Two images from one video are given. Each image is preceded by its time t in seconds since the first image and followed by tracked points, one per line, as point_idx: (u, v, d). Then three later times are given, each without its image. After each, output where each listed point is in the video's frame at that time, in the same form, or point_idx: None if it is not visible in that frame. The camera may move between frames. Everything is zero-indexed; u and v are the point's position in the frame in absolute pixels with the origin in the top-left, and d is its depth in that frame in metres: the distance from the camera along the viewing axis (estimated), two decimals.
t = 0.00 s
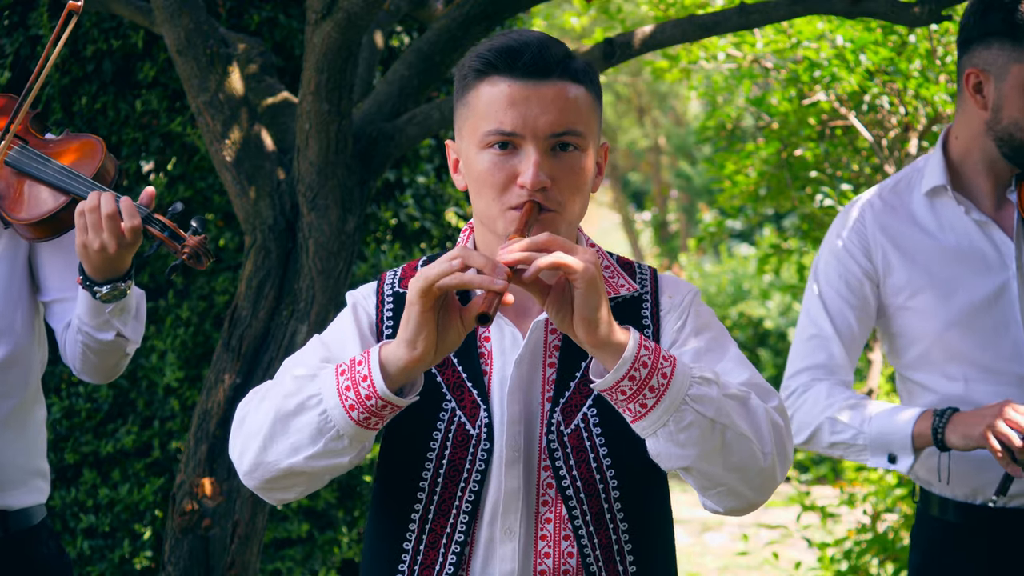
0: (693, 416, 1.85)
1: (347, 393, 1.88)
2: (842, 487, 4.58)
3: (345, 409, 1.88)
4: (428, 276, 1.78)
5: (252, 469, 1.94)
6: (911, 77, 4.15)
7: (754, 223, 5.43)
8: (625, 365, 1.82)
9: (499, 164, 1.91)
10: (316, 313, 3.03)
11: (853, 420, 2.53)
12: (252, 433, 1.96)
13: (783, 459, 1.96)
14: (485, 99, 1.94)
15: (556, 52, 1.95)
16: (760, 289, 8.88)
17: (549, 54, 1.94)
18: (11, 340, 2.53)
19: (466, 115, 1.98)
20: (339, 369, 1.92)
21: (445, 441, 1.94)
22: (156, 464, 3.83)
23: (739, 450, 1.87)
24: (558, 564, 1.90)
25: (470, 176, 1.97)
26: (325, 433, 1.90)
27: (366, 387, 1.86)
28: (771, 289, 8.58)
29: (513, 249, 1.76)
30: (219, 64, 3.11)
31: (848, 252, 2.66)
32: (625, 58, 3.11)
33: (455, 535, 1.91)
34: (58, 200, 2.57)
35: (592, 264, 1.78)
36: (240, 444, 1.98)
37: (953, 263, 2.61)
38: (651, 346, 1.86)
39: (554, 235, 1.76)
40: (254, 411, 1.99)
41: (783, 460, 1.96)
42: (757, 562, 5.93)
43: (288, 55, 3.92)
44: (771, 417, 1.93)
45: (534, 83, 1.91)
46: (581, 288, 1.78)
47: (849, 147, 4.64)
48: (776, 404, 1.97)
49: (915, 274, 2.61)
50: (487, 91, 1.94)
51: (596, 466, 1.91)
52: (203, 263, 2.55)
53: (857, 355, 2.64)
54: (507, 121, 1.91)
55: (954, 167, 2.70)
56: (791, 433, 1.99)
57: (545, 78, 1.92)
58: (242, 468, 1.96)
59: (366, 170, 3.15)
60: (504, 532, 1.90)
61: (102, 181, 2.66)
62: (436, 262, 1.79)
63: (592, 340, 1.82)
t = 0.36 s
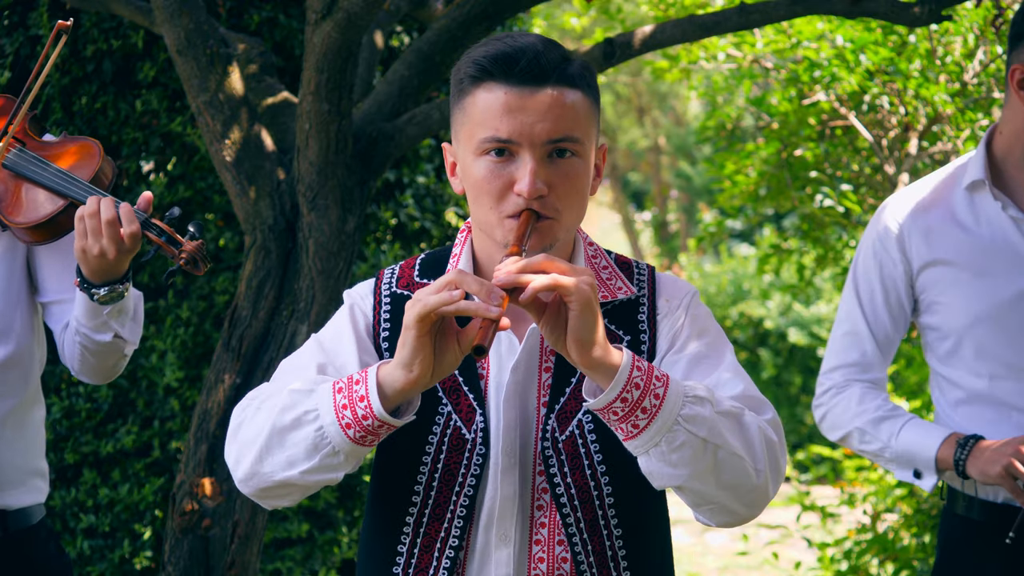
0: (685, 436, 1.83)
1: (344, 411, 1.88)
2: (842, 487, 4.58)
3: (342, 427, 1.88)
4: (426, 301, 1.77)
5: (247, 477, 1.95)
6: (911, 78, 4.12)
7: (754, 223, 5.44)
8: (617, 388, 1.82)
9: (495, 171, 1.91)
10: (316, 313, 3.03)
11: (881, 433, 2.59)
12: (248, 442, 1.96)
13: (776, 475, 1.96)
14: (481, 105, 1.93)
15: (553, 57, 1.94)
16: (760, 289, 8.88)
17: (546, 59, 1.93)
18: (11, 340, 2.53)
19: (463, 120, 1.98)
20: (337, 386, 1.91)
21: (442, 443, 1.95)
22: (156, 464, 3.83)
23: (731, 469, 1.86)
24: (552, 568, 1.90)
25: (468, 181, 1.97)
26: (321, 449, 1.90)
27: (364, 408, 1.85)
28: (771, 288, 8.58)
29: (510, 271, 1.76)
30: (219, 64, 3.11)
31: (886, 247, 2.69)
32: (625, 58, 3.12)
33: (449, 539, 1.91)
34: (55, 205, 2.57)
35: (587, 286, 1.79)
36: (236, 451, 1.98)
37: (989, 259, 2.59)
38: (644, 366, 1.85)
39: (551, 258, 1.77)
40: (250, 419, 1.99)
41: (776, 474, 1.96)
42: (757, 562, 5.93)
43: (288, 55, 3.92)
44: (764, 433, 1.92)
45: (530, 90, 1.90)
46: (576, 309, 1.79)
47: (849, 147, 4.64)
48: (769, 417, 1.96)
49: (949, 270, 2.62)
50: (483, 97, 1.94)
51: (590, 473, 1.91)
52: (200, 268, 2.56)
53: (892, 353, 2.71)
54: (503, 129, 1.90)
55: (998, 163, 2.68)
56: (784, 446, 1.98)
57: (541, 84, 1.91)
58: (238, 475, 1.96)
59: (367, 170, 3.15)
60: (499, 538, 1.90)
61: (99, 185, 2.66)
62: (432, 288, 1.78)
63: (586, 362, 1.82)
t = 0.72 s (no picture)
0: (686, 444, 1.83)
1: (344, 417, 1.87)
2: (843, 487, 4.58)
3: (342, 433, 1.87)
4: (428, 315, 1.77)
5: (249, 485, 1.95)
6: (911, 78, 4.10)
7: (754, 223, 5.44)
8: (619, 396, 1.81)
9: (495, 177, 1.91)
10: (316, 313, 3.03)
11: (919, 430, 2.70)
12: (250, 450, 1.96)
13: (777, 479, 1.95)
14: (475, 112, 1.93)
15: (541, 58, 1.95)
16: (760, 289, 8.88)
17: (535, 61, 1.94)
18: (12, 340, 2.53)
19: (457, 128, 1.98)
20: (336, 392, 1.91)
21: (444, 446, 1.95)
22: (156, 464, 3.83)
23: (732, 476, 1.86)
24: (554, 569, 1.90)
25: (467, 188, 1.96)
26: (322, 455, 1.90)
27: (363, 413, 1.85)
28: (772, 288, 8.59)
29: (511, 279, 1.76)
30: (219, 64, 3.11)
31: (946, 240, 2.76)
32: (625, 58, 3.12)
33: (453, 542, 1.91)
34: (54, 202, 2.58)
35: (587, 296, 1.79)
36: (238, 459, 1.98)
37: None
38: (645, 375, 1.84)
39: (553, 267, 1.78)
40: (252, 427, 1.99)
41: (777, 479, 1.95)
42: (757, 563, 5.93)
43: (288, 55, 3.92)
44: (766, 438, 1.91)
45: (523, 92, 1.91)
46: (576, 319, 1.79)
47: (849, 147, 4.63)
48: (771, 421, 1.94)
49: (1002, 264, 2.66)
50: (477, 103, 1.93)
51: (592, 475, 1.91)
52: (198, 265, 2.58)
53: (947, 346, 2.79)
54: (500, 134, 1.90)
55: None
56: (785, 452, 1.98)
57: (534, 86, 1.91)
58: (239, 483, 1.96)
59: (367, 170, 3.15)
60: (503, 540, 1.90)
61: (97, 183, 2.66)
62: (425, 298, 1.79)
63: (586, 370, 1.82)
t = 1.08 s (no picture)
0: (688, 447, 1.83)
1: (350, 433, 1.87)
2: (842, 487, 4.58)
3: (348, 448, 1.87)
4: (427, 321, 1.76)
5: (257, 497, 1.96)
6: (911, 78, 4.10)
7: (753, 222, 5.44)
8: (620, 400, 1.81)
9: (495, 179, 1.91)
10: (316, 313, 3.03)
11: (937, 439, 2.66)
12: (258, 462, 1.97)
13: (777, 484, 1.95)
14: (475, 115, 1.93)
15: (542, 60, 1.95)
16: (760, 289, 8.88)
17: (535, 63, 1.93)
18: (13, 342, 2.53)
19: (458, 130, 1.98)
20: (341, 408, 1.91)
21: (448, 452, 1.95)
22: (156, 464, 3.83)
23: (734, 479, 1.85)
24: (560, 571, 1.91)
25: (467, 190, 1.97)
26: (329, 470, 1.90)
27: (369, 430, 1.85)
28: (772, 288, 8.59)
29: (510, 287, 1.75)
30: (219, 64, 3.11)
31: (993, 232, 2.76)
32: (625, 58, 3.12)
33: (459, 546, 1.91)
34: (53, 204, 2.57)
35: (588, 303, 1.77)
36: (246, 471, 1.99)
37: None
38: (647, 378, 1.84)
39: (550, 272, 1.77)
40: (259, 440, 1.99)
41: (777, 484, 1.95)
42: (757, 562, 5.93)
43: (288, 55, 3.92)
44: (767, 443, 1.90)
45: (524, 95, 1.90)
46: (578, 325, 1.77)
47: (849, 147, 4.63)
48: (773, 426, 1.94)
49: None
50: (477, 106, 1.94)
51: (597, 478, 1.91)
52: (194, 270, 2.56)
53: (987, 345, 2.76)
54: (500, 137, 1.90)
55: None
56: (787, 456, 1.97)
57: (535, 88, 1.91)
58: (248, 495, 1.97)
59: (366, 170, 3.15)
60: (509, 543, 1.91)
61: (97, 186, 2.64)
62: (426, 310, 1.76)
63: (589, 374, 1.81)
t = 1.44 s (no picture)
0: (698, 440, 1.82)
1: (358, 413, 1.87)
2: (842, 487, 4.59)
3: (356, 429, 1.87)
4: (442, 307, 1.76)
5: (265, 482, 1.95)
6: (911, 78, 4.10)
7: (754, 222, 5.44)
8: (632, 389, 1.81)
9: (510, 171, 1.91)
10: (316, 313, 3.03)
11: (949, 435, 2.71)
12: (265, 446, 1.96)
13: (788, 483, 1.94)
14: (495, 106, 1.93)
15: (566, 55, 1.94)
16: (760, 289, 8.88)
17: (559, 57, 1.93)
18: (15, 341, 2.53)
19: (477, 121, 1.98)
20: (350, 389, 1.91)
21: (457, 448, 1.95)
22: (156, 464, 3.83)
23: (744, 475, 1.85)
24: (567, 570, 1.90)
25: (483, 182, 1.96)
26: (336, 452, 1.89)
27: (377, 409, 1.85)
28: (772, 288, 8.59)
29: (523, 276, 1.76)
30: (219, 64, 3.11)
31: (1006, 233, 2.81)
32: (625, 58, 3.10)
33: (466, 541, 1.92)
34: (58, 202, 2.57)
35: (600, 289, 1.77)
36: (253, 456, 1.98)
37: None
38: (660, 369, 1.84)
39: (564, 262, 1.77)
40: (267, 424, 1.99)
41: (788, 483, 1.94)
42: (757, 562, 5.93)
43: (288, 55, 3.92)
44: (778, 441, 1.90)
45: (544, 88, 1.91)
46: (590, 312, 1.77)
47: (849, 147, 4.63)
48: (784, 425, 1.94)
49: None
50: (497, 98, 1.94)
51: (604, 475, 1.91)
52: (200, 266, 2.56)
53: (998, 346, 2.80)
54: (517, 129, 1.90)
55: None
56: (796, 455, 1.97)
57: (555, 83, 1.91)
58: (255, 480, 1.96)
59: (366, 170, 3.15)
60: (515, 540, 1.91)
61: (101, 184, 2.67)
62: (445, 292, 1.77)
63: (600, 361, 1.81)
